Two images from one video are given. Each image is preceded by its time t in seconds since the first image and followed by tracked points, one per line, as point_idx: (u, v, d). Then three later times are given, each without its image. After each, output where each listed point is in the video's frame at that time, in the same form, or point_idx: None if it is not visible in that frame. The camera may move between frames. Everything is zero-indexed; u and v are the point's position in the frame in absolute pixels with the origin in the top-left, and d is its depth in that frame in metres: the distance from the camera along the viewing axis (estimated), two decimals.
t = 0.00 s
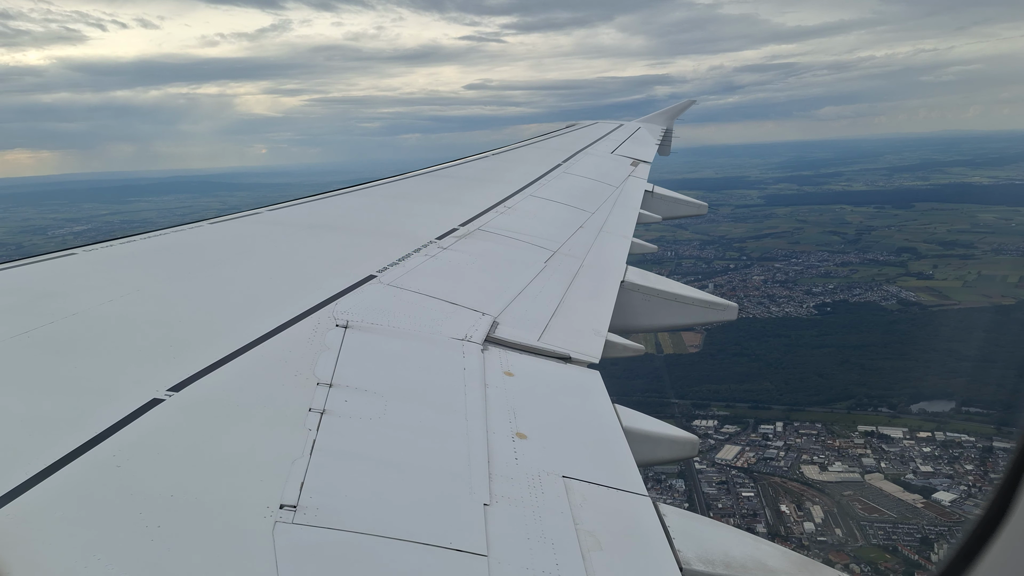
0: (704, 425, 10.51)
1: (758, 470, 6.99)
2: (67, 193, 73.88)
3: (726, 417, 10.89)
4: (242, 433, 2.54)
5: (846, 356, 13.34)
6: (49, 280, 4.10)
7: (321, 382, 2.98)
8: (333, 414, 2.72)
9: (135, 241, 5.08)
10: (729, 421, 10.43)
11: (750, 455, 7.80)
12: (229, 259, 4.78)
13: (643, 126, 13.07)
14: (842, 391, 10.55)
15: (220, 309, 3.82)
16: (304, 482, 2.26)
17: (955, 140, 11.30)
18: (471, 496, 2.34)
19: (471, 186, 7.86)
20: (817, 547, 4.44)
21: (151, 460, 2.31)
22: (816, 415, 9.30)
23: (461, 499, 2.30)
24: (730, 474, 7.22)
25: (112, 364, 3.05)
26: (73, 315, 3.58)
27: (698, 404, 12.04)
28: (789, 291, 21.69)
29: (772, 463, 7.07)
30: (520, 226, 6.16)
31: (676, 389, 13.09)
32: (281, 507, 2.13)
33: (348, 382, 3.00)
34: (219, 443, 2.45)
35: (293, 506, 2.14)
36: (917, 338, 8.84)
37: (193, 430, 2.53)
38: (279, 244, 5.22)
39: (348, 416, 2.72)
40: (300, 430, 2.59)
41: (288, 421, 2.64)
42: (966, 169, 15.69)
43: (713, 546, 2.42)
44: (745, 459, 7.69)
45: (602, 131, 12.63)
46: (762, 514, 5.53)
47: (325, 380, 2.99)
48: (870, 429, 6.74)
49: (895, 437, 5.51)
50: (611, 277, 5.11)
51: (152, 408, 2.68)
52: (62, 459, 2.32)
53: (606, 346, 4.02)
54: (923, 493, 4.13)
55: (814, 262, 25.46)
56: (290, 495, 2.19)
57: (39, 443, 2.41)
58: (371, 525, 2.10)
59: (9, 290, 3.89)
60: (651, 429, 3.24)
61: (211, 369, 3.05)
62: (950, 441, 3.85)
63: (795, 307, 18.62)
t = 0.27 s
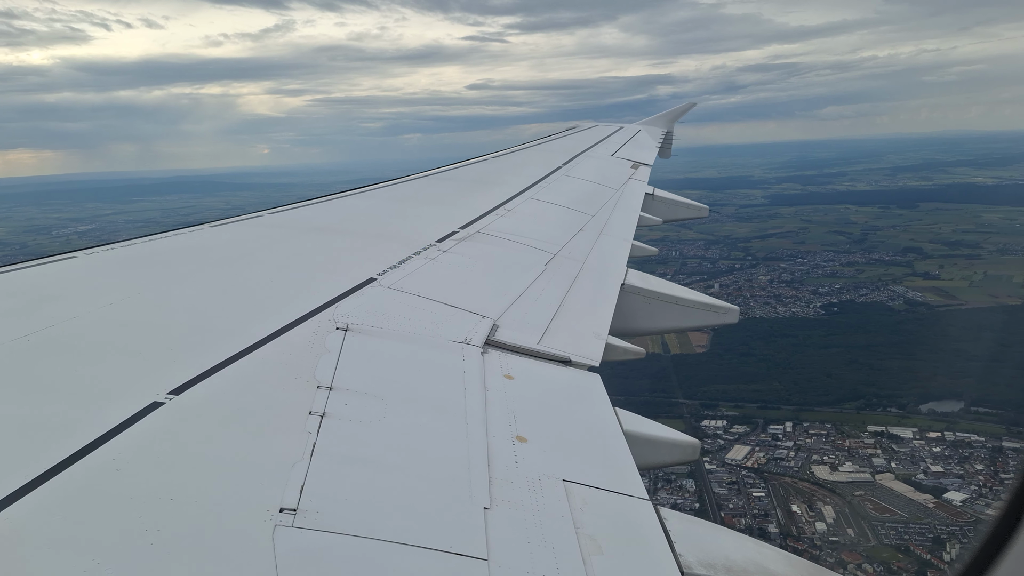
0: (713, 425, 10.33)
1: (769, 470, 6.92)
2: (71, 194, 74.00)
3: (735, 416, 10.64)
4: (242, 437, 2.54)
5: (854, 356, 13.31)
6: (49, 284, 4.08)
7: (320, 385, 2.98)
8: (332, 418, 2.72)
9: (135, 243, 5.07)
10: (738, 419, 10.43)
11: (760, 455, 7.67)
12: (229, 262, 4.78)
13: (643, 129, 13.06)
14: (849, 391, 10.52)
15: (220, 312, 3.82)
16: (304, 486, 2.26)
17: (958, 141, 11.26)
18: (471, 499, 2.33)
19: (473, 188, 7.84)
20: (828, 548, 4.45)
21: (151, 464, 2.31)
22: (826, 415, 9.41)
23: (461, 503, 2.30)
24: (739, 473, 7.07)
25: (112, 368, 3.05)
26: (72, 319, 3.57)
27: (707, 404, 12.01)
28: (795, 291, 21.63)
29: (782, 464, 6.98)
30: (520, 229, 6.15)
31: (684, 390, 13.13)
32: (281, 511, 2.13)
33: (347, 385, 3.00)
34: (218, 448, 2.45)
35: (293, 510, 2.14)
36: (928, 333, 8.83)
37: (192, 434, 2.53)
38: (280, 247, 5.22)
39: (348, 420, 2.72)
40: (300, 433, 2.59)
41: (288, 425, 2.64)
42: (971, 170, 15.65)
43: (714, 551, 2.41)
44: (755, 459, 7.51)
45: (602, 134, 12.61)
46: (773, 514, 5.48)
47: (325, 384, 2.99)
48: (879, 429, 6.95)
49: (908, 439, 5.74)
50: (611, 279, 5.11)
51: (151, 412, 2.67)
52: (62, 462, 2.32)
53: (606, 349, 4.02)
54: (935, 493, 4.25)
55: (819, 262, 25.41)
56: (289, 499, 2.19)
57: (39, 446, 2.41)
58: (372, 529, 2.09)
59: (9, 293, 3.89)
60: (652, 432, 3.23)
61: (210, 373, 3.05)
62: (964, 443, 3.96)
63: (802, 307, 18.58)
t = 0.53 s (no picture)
0: (720, 425, 10.29)
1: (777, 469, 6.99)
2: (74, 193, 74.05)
3: (742, 415, 10.72)
4: (241, 440, 2.54)
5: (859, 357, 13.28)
6: (48, 286, 4.07)
7: (320, 388, 2.98)
8: (332, 421, 2.72)
9: (134, 245, 5.05)
10: (746, 420, 10.45)
11: (768, 455, 7.76)
12: (229, 264, 4.77)
13: (642, 131, 13.04)
14: (855, 392, 10.48)
15: (220, 315, 3.82)
16: (303, 488, 2.26)
17: (960, 142, 11.22)
18: (471, 502, 2.33)
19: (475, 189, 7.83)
20: (838, 547, 4.48)
21: (150, 466, 2.31)
22: (833, 415, 9.41)
23: (461, 505, 2.30)
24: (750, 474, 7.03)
25: (111, 371, 3.05)
26: (71, 322, 3.57)
27: (713, 403, 11.87)
28: (799, 291, 21.56)
29: (791, 464, 7.02)
30: (520, 231, 6.15)
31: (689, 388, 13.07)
32: (280, 514, 2.13)
33: (347, 388, 3.00)
34: (218, 451, 2.45)
35: (292, 513, 2.14)
36: (943, 335, 8.73)
37: (192, 436, 2.53)
38: (281, 248, 5.22)
39: (348, 422, 2.72)
40: (299, 436, 2.59)
41: (288, 428, 2.64)
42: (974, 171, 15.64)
43: (714, 553, 2.41)
44: (765, 459, 7.55)
45: (601, 136, 12.59)
46: (783, 514, 5.48)
47: (325, 386, 2.99)
48: (886, 429, 7.10)
49: (916, 440, 5.95)
50: (611, 282, 5.10)
51: (151, 415, 2.67)
52: (61, 465, 2.32)
53: (606, 352, 4.01)
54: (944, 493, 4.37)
55: (824, 262, 25.33)
56: (289, 502, 2.19)
57: (37, 449, 2.40)
58: (371, 532, 2.09)
59: (8, 295, 3.89)
60: (651, 434, 3.21)
61: (210, 375, 3.04)
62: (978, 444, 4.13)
63: (807, 307, 18.53)
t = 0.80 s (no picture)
0: (728, 425, 10.31)
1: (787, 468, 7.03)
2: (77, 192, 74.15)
3: (750, 413, 10.71)
4: (241, 441, 2.54)
5: (864, 356, 13.25)
6: (48, 288, 4.07)
7: (321, 389, 2.98)
8: (332, 422, 2.72)
9: (135, 247, 5.05)
10: (754, 418, 10.45)
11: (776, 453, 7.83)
12: (230, 265, 4.77)
13: (642, 133, 13.04)
14: (860, 391, 10.44)
15: (219, 316, 3.81)
16: (304, 490, 2.26)
17: (962, 142, 11.18)
18: (471, 503, 2.33)
19: (477, 190, 7.83)
20: (850, 547, 4.39)
21: (150, 468, 2.32)
22: (841, 413, 9.37)
23: (461, 506, 2.30)
24: (758, 473, 7.12)
25: (111, 372, 3.04)
26: (72, 323, 3.57)
27: (721, 404, 11.93)
28: (804, 290, 21.51)
29: (799, 463, 6.98)
30: (521, 232, 6.15)
31: (697, 389, 13.13)
32: (281, 515, 2.13)
33: (348, 389, 3.00)
34: (218, 452, 2.45)
35: (292, 514, 2.14)
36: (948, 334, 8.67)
37: (193, 437, 2.54)
38: (282, 249, 5.22)
39: (348, 424, 2.72)
40: (300, 437, 2.59)
41: (288, 429, 2.65)
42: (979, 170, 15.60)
43: (715, 555, 2.41)
44: (773, 458, 7.57)
45: (602, 137, 12.59)
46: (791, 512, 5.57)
47: (325, 387, 3.00)
48: (894, 428, 6.98)
49: (925, 439, 5.83)
50: (611, 283, 5.11)
51: (152, 415, 2.68)
52: (61, 466, 2.32)
53: (606, 353, 4.01)
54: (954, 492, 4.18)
55: (828, 261, 25.28)
56: (289, 503, 2.19)
57: (38, 451, 2.40)
58: (371, 533, 2.09)
59: (9, 297, 3.88)
60: (652, 436, 3.21)
61: (211, 376, 3.05)
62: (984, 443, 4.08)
63: (813, 306, 18.50)
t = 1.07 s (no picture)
0: (735, 425, 10.49)
1: (797, 468, 7.02)
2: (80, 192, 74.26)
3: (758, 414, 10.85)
4: (241, 443, 2.54)
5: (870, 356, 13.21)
6: (49, 289, 4.07)
7: (321, 391, 2.98)
8: (333, 424, 2.72)
9: (136, 248, 5.05)
10: (761, 418, 10.46)
11: (785, 453, 7.89)
12: (231, 266, 4.77)
13: (643, 134, 13.04)
14: (866, 391, 10.40)
15: (220, 317, 3.81)
16: (304, 491, 2.27)
17: (964, 142, 11.13)
18: (472, 505, 2.33)
19: (479, 191, 7.83)
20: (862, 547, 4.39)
21: (151, 470, 2.32)
22: (848, 412, 9.35)
23: (461, 508, 2.30)
24: (768, 472, 7.32)
25: (111, 374, 3.04)
26: (73, 325, 3.57)
27: (728, 403, 12.09)
28: (809, 289, 21.47)
29: (807, 463, 7.08)
30: (521, 234, 6.15)
31: (703, 388, 13.20)
32: (281, 517, 2.13)
33: (348, 390, 3.00)
34: (218, 454, 2.46)
35: (293, 516, 2.14)
36: (951, 332, 8.62)
37: (194, 439, 2.54)
38: (283, 250, 5.21)
39: (348, 425, 2.72)
40: (300, 439, 2.59)
41: (289, 431, 2.65)
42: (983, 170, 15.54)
43: (716, 556, 2.41)
44: (781, 457, 7.73)
45: (602, 138, 12.58)
46: (802, 512, 5.67)
47: (326, 389, 3.00)
48: (903, 428, 6.94)
49: (934, 438, 5.80)
50: (611, 284, 5.11)
51: (152, 417, 2.68)
52: (61, 468, 2.31)
53: (606, 354, 4.01)
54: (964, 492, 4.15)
55: (832, 260, 25.23)
56: (290, 505, 2.19)
57: (38, 453, 2.40)
58: (371, 535, 2.09)
59: (9, 298, 3.88)
60: (652, 437, 3.21)
61: (211, 378, 3.04)
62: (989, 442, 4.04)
63: (818, 305, 18.46)
